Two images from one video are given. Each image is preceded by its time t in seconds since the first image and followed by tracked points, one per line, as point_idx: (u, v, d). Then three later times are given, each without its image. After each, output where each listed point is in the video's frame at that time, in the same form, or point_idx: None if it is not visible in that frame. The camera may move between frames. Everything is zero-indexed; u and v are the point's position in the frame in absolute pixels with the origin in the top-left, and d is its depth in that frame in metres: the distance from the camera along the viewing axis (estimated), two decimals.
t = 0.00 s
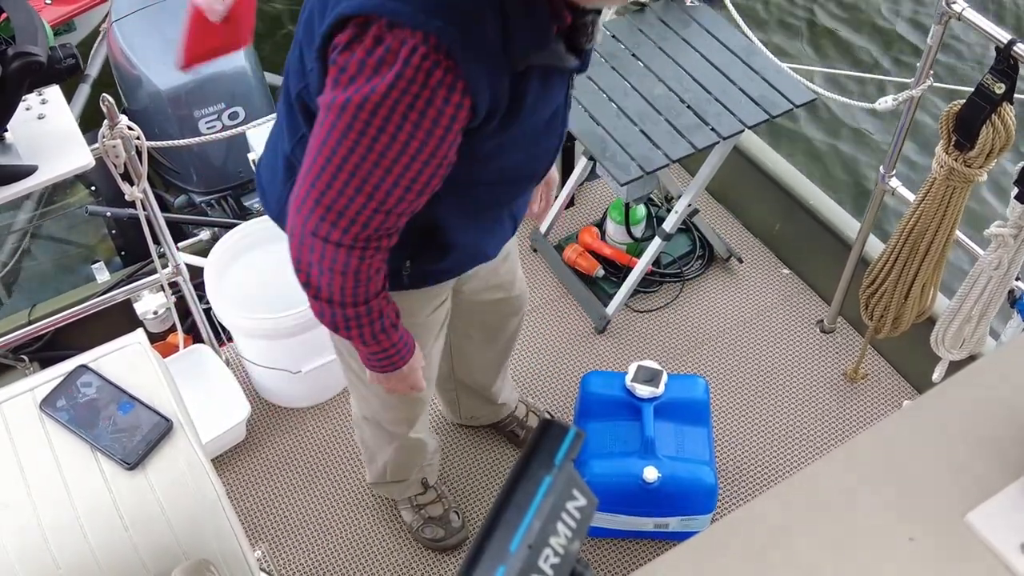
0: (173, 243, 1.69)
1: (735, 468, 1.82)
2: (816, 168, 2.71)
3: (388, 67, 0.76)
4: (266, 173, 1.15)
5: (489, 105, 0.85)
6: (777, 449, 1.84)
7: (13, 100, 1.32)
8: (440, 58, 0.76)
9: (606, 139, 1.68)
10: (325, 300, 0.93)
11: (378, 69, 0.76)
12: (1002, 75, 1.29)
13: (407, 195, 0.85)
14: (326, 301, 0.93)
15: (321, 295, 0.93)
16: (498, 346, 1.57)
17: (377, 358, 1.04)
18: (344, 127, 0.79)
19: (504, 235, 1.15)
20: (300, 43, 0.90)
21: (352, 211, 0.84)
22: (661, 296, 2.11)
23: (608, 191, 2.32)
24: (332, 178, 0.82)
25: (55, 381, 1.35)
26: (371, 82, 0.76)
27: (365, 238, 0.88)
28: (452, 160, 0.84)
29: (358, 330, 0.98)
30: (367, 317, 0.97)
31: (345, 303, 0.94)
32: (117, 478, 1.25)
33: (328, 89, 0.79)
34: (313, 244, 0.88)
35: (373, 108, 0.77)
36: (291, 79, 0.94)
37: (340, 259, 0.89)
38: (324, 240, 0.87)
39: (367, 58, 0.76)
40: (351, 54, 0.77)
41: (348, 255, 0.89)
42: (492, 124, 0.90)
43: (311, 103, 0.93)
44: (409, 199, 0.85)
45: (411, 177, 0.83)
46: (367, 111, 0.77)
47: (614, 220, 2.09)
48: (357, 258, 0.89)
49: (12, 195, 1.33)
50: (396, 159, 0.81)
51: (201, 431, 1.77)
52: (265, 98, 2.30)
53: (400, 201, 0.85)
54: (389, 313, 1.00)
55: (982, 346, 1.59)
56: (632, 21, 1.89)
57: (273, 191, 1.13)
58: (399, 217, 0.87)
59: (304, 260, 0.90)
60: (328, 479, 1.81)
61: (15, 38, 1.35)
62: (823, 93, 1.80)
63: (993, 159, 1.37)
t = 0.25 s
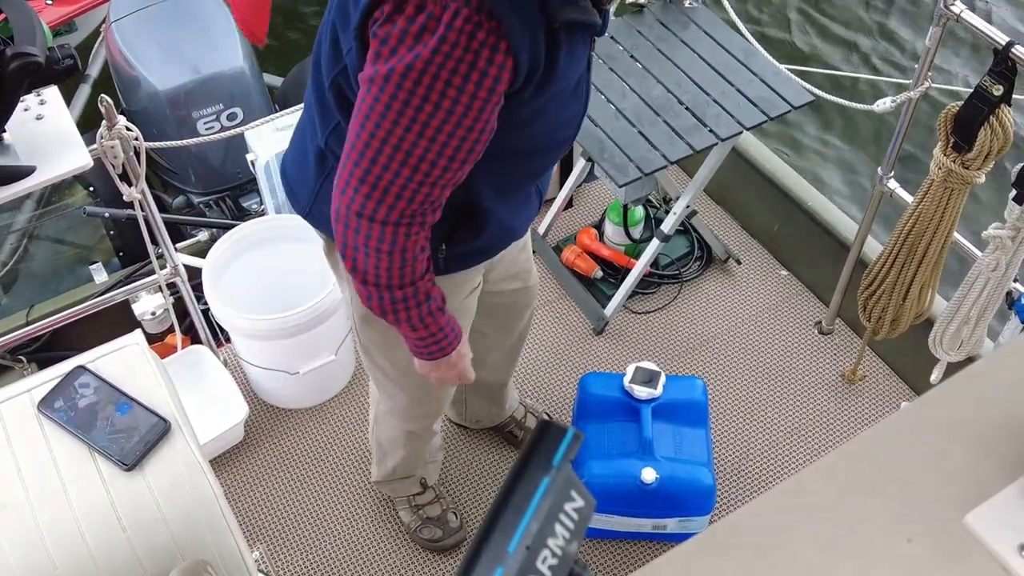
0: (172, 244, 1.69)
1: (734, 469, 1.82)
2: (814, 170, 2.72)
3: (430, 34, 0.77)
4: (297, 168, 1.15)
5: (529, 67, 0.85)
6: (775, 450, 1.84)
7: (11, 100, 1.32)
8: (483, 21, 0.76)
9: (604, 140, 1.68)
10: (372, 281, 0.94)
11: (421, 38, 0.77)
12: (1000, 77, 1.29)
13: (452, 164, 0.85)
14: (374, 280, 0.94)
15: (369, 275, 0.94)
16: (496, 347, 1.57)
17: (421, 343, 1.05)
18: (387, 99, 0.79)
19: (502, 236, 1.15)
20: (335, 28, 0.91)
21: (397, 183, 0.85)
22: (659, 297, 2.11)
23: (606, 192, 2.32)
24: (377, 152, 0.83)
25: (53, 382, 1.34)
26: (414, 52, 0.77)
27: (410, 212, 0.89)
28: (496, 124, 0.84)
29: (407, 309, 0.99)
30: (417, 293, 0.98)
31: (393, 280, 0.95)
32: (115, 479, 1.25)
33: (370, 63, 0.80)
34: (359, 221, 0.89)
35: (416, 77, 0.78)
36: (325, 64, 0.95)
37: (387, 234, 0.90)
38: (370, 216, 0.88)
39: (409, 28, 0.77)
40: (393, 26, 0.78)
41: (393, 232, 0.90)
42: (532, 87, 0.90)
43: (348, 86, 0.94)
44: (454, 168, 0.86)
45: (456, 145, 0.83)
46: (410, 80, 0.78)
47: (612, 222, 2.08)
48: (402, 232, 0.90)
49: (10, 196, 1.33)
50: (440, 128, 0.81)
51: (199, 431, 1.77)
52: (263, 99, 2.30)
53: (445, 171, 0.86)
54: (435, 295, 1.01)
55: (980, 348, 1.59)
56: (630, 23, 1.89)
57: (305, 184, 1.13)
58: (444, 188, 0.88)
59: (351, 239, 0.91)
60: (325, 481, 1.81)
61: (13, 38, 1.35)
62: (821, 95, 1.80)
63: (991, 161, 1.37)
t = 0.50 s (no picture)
0: (167, 247, 1.69)
1: (728, 473, 1.82)
2: (810, 175, 2.72)
3: (442, 10, 0.76)
4: (310, 147, 1.15)
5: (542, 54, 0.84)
6: (770, 455, 1.85)
7: (6, 102, 1.32)
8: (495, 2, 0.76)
9: (600, 144, 1.69)
10: (368, 254, 0.95)
11: (434, 12, 0.76)
12: (995, 83, 1.29)
13: (457, 145, 0.85)
14: (370, 255, 0.95)
15: (366, 248, 0.94)
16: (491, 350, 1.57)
17: (411, 325, 1.05)
18: (397, 72, 0.79)
19: (498, 239, 1.15)
20: None
21: (400, 159, 0.85)
22: (654, 301, 2.11)
23: (602, 196, 2.32)
24: (382, 126, 0.83)
25: (47, 384, 1.34)
26: (426, 26, 0.77)
27: (411, 189, 0.89)
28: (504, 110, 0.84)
29: (399, 288, 0.99)
30: (412, 273, 0.98)
31: (389, 257, 0.95)
32: (109, 481, 1.24)
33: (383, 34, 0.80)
34: (361, 193, 0.90)
35: (427, 52, 0.77)
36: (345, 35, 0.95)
37: (387, 207, 0.90)
38: (371, 188, 0.89)
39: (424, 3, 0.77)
40: None
41: (393, 207, 0.90)
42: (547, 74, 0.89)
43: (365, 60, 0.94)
44: (456, 150, 0.86)
45: (461, 125, 0.83)
46: (420, 55, 0.78)
47: (607, 226, 2.08)
48: (402, 207, 0.90)
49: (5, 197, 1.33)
50: (446, 107, 0.81)
51: (194, 434, 1.77)
52: (260, 101, 2.30)
53: (448, 152, 0.86)
54: (430, 278, 1.01)
55: (974, 354, 1.59)
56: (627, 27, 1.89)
57: (318, 165, 1.13)
58: (446, 168, 0.88)
59: (352, 209, 0.92)
60: (320, 484, 1.81)
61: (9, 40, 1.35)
62: (816, 100, 1.80)
63: (985, 167, 1.37)
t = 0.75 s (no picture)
0: (167, 247, 1.69)
1: (728, 474, 1.82)
2: (811, 175, 2.72)
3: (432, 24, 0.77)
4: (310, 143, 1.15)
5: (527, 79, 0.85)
6: (769, 455, 1.85)
7: (6, 102, 1.32)
8: (484, 23, 0.76)
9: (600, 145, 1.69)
10: (334, 247, 0.95)
11: (424, 25, 0.77)
12: (995, 84, 1.29)
13: (433, 155, 0.86)
14: (335, 246, 0.95)
15: (333, 240, 0.95)
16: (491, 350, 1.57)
17: (367, 319, 1.05)
18: (381, 77, 0.80)
19: (498, 240, 1.15)
20: None
21: (375, 161, 0.86)
22: (653, 301, 2.11)
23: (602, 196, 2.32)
24: (360, 125, 0.83)
25: (47, 384, 1.34)
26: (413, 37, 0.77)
27: (384, 192, 0.89)
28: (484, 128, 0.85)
29: (363, 284, 0.99)
30: (374, 271, 0.98)
31: (353, 252, 0.95)
32: (108, 482, 1.24)
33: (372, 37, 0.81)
34: (334, 189, 0.90)
35: (411, 62, 0.78)
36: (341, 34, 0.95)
37: (357, 206, 0.90)
38: (343, 185, 0.89)
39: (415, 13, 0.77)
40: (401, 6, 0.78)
41: (363, 206, 0.90)
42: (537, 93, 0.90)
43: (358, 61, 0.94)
44: (432, 160, 0.86)
45: (439, 136, 0.84)
46: (404, 64, 0.78)
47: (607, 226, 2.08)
48: (374, 208, 0.91)
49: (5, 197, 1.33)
50: (425, 117, 0.82)
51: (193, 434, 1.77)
52: (259, 101, 2.30)
53: (422, 161, 0.86)
54: (392, 277, 1.02)
55: (974, 354, 1.59)
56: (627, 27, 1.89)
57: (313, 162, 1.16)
58: (421, 176, 0.89)
59: (324, 202, 0.92)
60: (318, 485, 1.81)
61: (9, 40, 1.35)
62: (816, 101, 1.80)
63: (985, 168, 1.37)
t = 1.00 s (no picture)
0: (168, 246, 1.69)
1: (729, 474, 1.82)
2: (812, 175, 2.72)
3: (454, 78, 0.76)
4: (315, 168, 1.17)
5: (546, 131, 0.85)
6: (770, 455, 1.84)
7: (7, 102, 1.32)
8: (508, 82, 0.76)
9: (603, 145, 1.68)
10: (333, 277, 0.96)
11: (446, 77, 0.76)
12: (996, 84, 1.29)
13: (443, 199, 0.86)
14: (333, 275, 0.96)
15: (332, 269, 0.95)
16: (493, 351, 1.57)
17: (356, 342, 1.06)
18: (398, 124, 0.80)
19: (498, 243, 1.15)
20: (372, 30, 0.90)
21: (383, 202, 0.86)
22: (655, 301, 2.11)
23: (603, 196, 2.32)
24: (371, 166, 0.84)
25: (48, 383, 1.34)
26: (434, 89, 0.77)
27: (391, 230, 0.90)
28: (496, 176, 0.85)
29: (359, 309, 1.00)
30: (370, 300, 0.99)
31: (352, 283, 0.96)
32: (110, 481, 1.24)
33: (391, 81, 0.80)
34: (339, 223, 0.90)
35: (430, 113, 0.78)
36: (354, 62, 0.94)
37: (362, 242, 0.91)
38: (349, 221, 0.89)
39: (438, 66, 0.76)
40: (423, 55, 0.77)
41: (367, 242, 0.91)
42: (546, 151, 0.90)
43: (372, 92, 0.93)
44: (441, 203, 0.87)
45: (451, 183, 0.84)
46: (423, 116, 0.78)
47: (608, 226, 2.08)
48: (379, 245, 0.91)
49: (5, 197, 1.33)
50: (440, 165, 0.82)
51: (194, 433, 1.77)
52: (260, 101, 2.30)
53: (430, 203, 0.87)
54: (385, 304, 1.03)
55: (974, 354, 1.59)
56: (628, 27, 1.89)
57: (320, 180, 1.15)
58: (427, 218, 0.90)
59: (327, 233, 0.92)
60: (319, 485, 1.80)
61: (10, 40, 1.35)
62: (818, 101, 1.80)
63: (987, 167, 1.37)
